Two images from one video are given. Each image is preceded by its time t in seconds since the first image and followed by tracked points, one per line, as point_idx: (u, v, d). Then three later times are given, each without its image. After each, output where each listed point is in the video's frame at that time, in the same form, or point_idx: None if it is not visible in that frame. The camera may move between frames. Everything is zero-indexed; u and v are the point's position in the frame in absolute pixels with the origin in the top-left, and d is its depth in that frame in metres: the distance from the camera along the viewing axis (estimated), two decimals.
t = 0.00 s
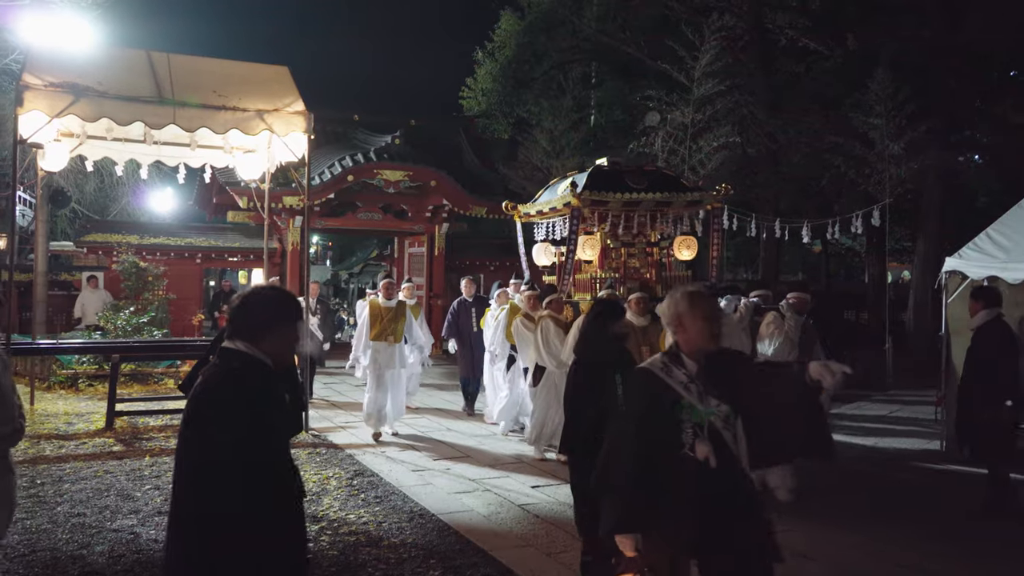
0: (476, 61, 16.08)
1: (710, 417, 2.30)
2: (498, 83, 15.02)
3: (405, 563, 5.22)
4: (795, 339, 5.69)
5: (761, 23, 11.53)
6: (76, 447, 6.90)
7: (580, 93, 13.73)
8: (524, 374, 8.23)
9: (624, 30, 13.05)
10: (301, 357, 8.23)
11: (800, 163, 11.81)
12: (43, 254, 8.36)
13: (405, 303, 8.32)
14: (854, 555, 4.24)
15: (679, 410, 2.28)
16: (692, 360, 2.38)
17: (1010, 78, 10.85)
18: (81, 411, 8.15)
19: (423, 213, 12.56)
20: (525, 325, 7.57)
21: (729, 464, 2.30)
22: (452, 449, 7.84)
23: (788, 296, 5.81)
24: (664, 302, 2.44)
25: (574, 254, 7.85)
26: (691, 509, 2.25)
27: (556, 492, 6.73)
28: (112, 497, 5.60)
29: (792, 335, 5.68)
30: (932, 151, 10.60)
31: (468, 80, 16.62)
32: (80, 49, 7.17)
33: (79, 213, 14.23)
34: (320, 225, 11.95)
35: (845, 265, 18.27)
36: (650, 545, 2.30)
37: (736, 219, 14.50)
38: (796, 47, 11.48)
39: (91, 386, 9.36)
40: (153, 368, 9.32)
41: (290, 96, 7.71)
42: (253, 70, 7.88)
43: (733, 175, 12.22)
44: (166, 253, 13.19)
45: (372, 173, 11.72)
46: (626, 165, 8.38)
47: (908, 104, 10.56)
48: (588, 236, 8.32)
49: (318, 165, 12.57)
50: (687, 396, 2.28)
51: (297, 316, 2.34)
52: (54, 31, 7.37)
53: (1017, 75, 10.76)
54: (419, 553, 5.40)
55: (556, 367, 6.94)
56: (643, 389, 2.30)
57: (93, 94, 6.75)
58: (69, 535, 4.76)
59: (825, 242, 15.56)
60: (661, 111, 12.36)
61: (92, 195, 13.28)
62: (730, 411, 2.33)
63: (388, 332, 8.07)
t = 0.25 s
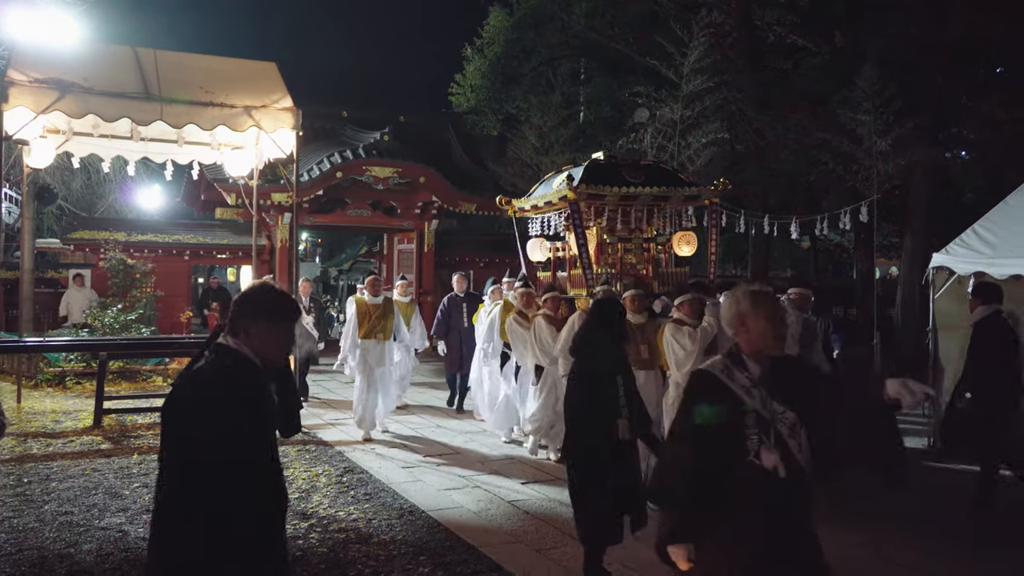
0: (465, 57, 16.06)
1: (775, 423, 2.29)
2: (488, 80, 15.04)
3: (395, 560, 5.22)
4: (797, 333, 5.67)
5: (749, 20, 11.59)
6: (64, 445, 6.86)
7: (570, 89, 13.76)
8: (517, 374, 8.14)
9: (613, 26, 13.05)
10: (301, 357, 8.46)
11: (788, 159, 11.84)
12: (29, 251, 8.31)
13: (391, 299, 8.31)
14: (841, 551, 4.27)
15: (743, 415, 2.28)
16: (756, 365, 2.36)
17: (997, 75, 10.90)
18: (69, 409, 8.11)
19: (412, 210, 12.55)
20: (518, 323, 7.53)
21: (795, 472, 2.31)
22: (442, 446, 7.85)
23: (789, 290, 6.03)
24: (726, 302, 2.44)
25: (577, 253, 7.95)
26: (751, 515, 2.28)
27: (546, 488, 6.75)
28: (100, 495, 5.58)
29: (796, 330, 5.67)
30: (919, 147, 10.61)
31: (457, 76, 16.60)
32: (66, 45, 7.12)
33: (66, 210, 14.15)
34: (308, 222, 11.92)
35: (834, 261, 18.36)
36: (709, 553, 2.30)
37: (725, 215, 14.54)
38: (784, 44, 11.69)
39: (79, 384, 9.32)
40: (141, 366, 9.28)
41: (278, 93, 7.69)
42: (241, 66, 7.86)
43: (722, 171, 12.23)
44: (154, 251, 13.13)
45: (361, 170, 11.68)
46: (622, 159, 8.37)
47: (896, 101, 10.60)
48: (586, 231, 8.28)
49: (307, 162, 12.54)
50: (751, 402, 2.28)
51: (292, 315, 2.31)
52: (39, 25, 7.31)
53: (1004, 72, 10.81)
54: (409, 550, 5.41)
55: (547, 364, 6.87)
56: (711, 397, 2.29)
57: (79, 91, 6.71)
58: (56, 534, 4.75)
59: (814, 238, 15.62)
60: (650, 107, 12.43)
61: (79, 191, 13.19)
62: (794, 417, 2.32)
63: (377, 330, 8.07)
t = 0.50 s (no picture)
0: (455, 53, 16.04)
1: (830, 420, 2.27)
2: (478, 77, 14.92)
3: (385, 557, 5.22)
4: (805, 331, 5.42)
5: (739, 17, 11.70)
6: (51, 443, 6.82)
7: (560, 86, 13.77)
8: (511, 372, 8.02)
9: (603, 23, 13.05)
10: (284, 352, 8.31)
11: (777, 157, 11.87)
12: (16, 248, 8.25)
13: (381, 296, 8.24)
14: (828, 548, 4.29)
15: (798, 411, 2.25)
16: (813, 358, 2.35)
17: (985, 73, 10.95)
18: (56, 407, 8.07)
19: (401, 206, 12.53)
20: (513, 321, 7.77)
21: (846, 470, 2.30)
22: (432, 444, 7.84)
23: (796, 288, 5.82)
24: (781, 292, 2.39)
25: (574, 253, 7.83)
26: (803, 513, 2.25)
27: (536, 484, 6.76)
28: (88, 493, 5.55)
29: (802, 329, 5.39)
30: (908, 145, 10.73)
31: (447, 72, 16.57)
32: (52, 41, 7.06)
33: (53, 207, 14.07)
34: (298, 219, 11.89)
35: (823, 258, 18.42)
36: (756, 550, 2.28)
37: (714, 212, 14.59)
38: (774, 40, 11.82)
39: (67, 382, 9.27)
40: (129, 363, 9.24)
41: (267, 89, 7.65)
42: (230, 62, 7.82)
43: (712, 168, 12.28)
44: (142, 248, 13.07)
45: (351, 167, 11.62)
46: (617, 153, 8.27)
47: (884, 98, 10.64)
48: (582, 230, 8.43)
49: (297, 158, 12.50)
50: (807, 397, 2.26)
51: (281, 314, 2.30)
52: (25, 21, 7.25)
53: (992, 69, 10.86)
54: (399, 547, 5.40)
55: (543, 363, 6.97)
56: (770, 391, 2.26)
57: (66, 87, 6.66)
58: (43, 532, 4.72)
59: (803, 235, 15.68)
60: (640, 104, 12.44)
61: (66, 188, 13.12)
62: (849, 415, 2.30)
63: (367, 329, 8.00)
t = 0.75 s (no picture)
0: (445, 51, 16.03)
1: (896, 445, 2.09)
2: (467, 74, 14.68)
3: (376, 555, 5.21)
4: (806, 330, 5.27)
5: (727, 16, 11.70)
6: (40, 443, 6.79)
7: (550, 84, 13.78)
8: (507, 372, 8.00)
9: (593, 21, 13.05)
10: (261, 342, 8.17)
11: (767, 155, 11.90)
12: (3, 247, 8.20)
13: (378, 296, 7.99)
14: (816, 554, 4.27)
15: (866, 434, 2.07)
16: (879, 376, 2.18)
17: (972, 71, 10.99)
18: (45, 407, 8.03)
19: (392, 205, 12.52)
20: (511, 318, 7.72)
21: (911, 500, 2.10)
22: (422, 443, 7.83)
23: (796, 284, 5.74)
24: (843, 304, 2.26)
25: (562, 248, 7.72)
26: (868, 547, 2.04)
27: (528, 482, 6.77)
28: (77, 493, 5.53)
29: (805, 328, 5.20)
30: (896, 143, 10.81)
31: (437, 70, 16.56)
32: (39, 38, 7.02)
33: (41, 206, 14.00)
34: (287, 217, 11.87)
35: (813, 255, 18.50)
36: None
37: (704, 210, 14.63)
38: (762, 39, 11.71)
39: (55, 381, 9.23)
40: (118, 362, 9.20)
41: (256, 87, 7.62)
42: (218, 60, 7.79)
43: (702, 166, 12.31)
44: (131, 246, 13.02)
45: (340, 165, 11.57)
46: (615, 148, 8.17)
47: (873, 96, 10.68)
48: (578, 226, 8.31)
49: (286, 156, 12.47)
50: (875, 420, 2.07)
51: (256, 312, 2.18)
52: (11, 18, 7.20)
53: (979, 67, 10.90)
54: (389, 546, 5.39)
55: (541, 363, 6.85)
56: (829, 409, 2.08)
57: (52, 85, 6.61)
58: (31, 533, 4.69)
59: (792, 233, 15.74)
60: (630, 102, 12.44)
61: (54, 186, 13.05)
62: (914, 439, 2.13)
63: (360, 331, 7.81)
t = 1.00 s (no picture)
0: (437, 50, 16.04)
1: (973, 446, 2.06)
2: (458, 73, 14.67)
3: (369, 554, 5.21)
4: (810, 332, 5.39)
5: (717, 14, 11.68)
6: (30, 443, 6.76)
7: (541, 83, 13.79)
8: (505, 372, 7.89)
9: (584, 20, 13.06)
10: (255, 341, 8.13)
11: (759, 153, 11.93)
12: None
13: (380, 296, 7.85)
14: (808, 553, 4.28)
15: (947, 436, 2.02)
16: (953, 376, 2.15)
17: (962, 69, 11.01)
18: (35, 407, 8.00)
19: (384, 203, 12.51)
20: (511, 317, 7.69)
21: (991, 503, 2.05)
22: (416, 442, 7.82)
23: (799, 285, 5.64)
24: (916, 304, 2.21)
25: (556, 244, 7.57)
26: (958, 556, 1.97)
27: (522, 480, 6.78)
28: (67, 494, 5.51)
29: (810, 329, 5.32)
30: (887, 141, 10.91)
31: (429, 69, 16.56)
32: (28, 37, 6.98)
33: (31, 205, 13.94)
34: (279, 216, 11.86)
35: (804, 253, 18.56)
36: None
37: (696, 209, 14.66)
38: (754, 37, 11.71)
39: (46, 381, 9.20)
40: (109, 362, 9.17)
41: (246, 85, 7.60)
42: (208, 59, 7.77)
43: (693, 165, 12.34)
44: (122, 246, 12.98)
45: (332, 164, 11.56)
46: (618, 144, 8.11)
47: (864, 95, 10.72)
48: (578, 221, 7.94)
49: (278, 155, 12.46)
50: (954, 420, 2.04)
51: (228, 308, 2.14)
52: None
53: (969, 65, 10.92)
54: (382, 545, 5.39)
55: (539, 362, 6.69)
56: (909, 407, 2.03)
57: (42, 83, 6.58)
58: (22, 534, 4.68)
59: (784, 230, 15.78)
60: (622, 100, 12.46)
61: (44, 185, 13.00)
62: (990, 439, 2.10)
63: (361, 328, 7.62)
